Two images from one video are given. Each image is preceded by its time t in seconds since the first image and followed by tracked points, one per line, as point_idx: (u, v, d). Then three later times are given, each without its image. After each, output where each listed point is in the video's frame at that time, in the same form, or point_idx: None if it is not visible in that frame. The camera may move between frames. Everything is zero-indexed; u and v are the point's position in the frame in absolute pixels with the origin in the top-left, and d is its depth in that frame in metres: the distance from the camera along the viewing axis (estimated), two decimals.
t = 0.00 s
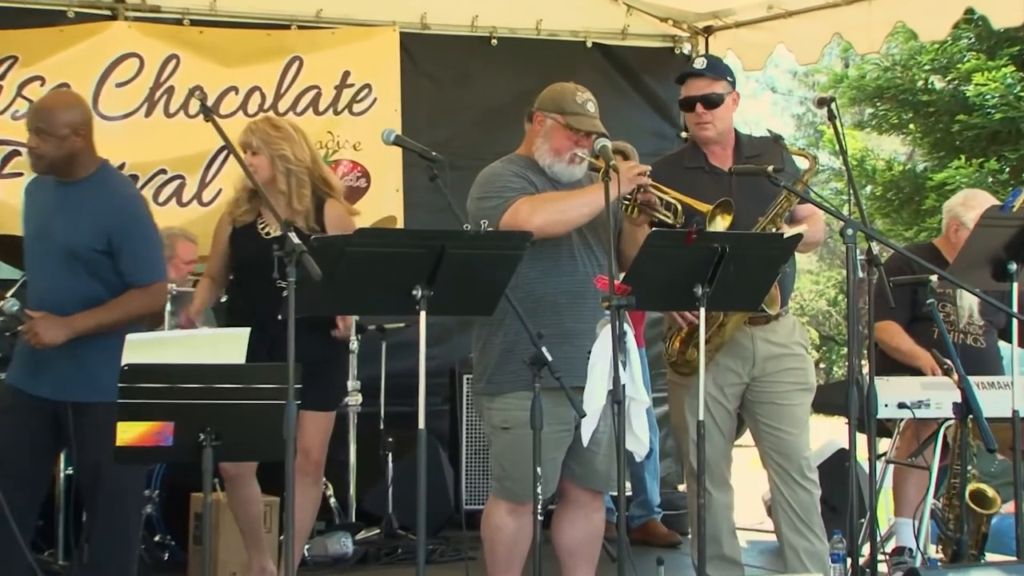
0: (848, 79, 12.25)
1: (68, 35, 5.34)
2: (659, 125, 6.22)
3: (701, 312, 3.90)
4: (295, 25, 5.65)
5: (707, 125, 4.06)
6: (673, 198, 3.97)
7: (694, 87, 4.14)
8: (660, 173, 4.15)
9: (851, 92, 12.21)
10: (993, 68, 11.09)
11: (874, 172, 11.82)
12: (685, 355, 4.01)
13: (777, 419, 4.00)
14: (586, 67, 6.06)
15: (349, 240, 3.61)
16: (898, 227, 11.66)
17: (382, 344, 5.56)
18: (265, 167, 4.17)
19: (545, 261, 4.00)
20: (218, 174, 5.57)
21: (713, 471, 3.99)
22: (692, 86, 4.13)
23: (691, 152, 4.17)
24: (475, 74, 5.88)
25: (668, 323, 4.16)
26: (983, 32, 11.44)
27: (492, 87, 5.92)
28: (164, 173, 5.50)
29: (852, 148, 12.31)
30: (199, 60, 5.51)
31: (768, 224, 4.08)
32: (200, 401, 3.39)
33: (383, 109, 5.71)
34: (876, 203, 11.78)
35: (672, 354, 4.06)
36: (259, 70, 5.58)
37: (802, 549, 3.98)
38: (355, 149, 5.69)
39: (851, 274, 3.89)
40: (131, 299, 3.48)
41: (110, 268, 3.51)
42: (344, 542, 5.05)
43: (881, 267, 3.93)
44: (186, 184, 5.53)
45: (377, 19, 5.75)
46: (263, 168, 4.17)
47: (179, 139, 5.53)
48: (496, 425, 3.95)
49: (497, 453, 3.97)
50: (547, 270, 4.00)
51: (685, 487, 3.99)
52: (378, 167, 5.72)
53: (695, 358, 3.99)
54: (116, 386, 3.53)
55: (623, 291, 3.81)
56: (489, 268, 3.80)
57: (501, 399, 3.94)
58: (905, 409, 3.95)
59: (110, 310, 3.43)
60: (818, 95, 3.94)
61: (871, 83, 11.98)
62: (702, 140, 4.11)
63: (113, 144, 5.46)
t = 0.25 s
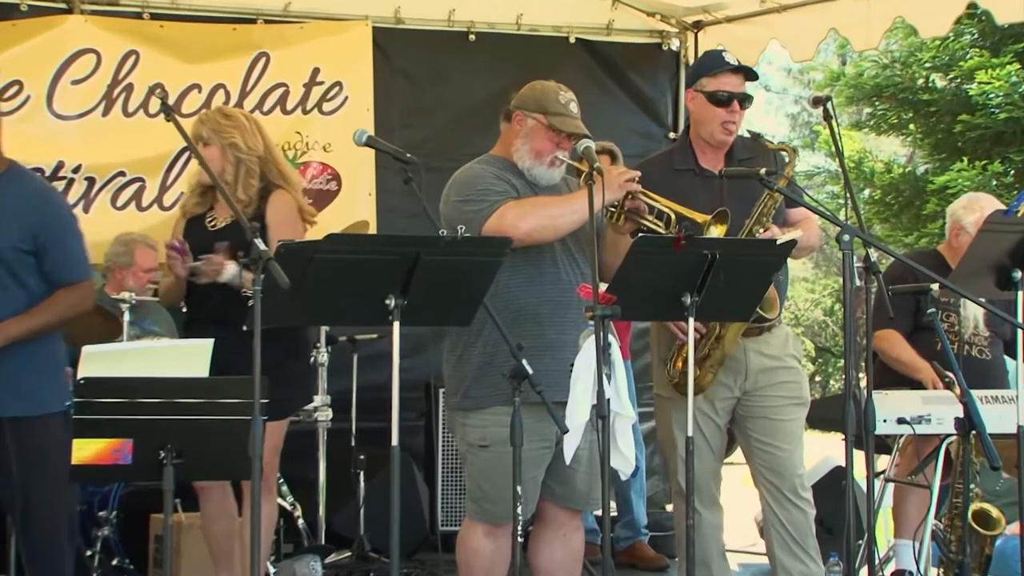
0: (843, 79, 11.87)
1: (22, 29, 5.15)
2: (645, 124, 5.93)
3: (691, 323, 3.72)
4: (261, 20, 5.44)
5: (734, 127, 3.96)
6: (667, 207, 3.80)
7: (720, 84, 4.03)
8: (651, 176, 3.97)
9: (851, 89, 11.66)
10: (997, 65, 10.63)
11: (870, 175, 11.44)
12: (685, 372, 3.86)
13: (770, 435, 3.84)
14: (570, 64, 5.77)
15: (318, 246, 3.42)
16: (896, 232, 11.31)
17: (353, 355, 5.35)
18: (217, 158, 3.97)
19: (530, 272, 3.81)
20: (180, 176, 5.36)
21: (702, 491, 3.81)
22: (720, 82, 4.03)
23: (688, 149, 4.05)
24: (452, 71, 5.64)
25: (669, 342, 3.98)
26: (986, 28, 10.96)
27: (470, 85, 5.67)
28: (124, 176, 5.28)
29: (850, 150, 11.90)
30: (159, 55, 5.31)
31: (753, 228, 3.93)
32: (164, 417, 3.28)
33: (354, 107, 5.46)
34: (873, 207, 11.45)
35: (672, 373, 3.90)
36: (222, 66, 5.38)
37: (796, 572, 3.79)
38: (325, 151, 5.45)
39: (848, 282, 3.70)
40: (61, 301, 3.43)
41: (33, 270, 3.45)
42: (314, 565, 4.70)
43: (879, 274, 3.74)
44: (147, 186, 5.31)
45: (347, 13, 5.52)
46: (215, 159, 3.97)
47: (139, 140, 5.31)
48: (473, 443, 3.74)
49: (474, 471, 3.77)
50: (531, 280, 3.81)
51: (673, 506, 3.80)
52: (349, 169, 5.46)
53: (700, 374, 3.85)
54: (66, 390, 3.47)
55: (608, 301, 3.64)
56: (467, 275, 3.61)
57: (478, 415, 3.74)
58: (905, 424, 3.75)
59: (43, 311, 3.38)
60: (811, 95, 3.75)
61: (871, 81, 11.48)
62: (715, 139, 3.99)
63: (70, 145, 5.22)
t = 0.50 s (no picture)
0: (839, 78, 11.61)
1: None
2: (632, 125, 5.75)
3: (680, 331, 3.62)
4: (231, 15, 5.27)
5: (738, 130, 3.86)
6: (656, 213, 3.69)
7: (727, 85, 3.92)
8: (646, 178, 3.87)
9: (847, 88, 11.38)
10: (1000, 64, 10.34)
11: (867, 177, 11.20)
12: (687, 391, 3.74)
13: (764, 450, 3.75)
14: (554, 62, 5.61)
15: (294, 250, 3.31)
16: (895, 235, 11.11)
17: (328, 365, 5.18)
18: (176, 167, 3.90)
19: (516, 280, 3.68)
20: (147, 179, 5.19)
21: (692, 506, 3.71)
22: (728, 82, 3.93)
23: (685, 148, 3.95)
24: (432, 69, 5.46)
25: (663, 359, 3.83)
26: (987, 24, 10.67)
27: (450, 84, 5.49)
28: (88, 178, 5.10)
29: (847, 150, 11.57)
30: (126, 52, 5.13)
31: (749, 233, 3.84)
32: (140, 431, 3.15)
33: (329, 106, 5.30)
34: (869, 210, 11.25)
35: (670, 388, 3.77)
36: (191, 63, 5.21)
37: None
38: (299, 152, 5.31)
39: (846, 289, 3.55)
40: None
41: None
42: None
43: (877, 280, 3.58)
44: (112, 189, 5.15)
45: (322, 9, 5.35)
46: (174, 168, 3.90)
47: (105, 140, 5.15)
48: (452, 458, 3.61)
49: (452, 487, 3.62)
50: (514, 288, 3.67)
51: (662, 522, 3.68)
52: (325, 172, 5.31)
53: (702, 391, 3.73)
54: None
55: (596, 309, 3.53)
56: (449, 283, 3.51)
57: (457, 429, 3.60)
58: (905, 437, 3.61)
59: None
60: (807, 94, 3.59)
61: (868, 80, 11.18)
62: (715, 140, 3.89)
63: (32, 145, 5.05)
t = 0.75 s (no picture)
0: (831, 75, 11.38)
1: None
2: (612, 123, 5.48)
3: (664, 343, 3.45)
4: (190, 8, 5.04)
5: (740, 142, 3.79)
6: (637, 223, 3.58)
7: (736, 91, 3.82)
8: (642, 176, 3.84)
9: (841, 86, 11.18)
10: (1000, 60, 10.25)
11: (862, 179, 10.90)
12: (679, 415, 3.67)
13: (751, 469, 3.66)
14: (530, 59, 5.35)
15: (256, 255, 3.19)
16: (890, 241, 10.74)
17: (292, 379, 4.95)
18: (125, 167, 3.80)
19: (490, 291, 3.52)
20: (98, 182, 4.97)
21: (679, 529, 3.61)
22: (737, 89, 3.82)
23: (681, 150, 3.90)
24: (402, 65, 5.20)
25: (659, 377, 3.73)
26: (988, 19, 10.57)
27: (419, 82, 5.22)
28: (37, 180, 4.88)
29: (839, 151, 11.35)
30: (78, 48, 4.90)
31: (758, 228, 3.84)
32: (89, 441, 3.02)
33: (293, 105, 5.08)
34: (865, 212, 10.87)
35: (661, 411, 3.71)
36: (146, 59, 4.98)
37: None
38: (260, 153, 5.08)
39: (839, 299, 3.35)
40: None
41: None
42: None
43: (872, 289, 3.37)
44: (62, 192, 4.92)
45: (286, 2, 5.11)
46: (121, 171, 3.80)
47: (54, 141, 4.92)
48: (419, 478, 3.45)
49: (420, 508, 3.45)
50: (487, 299, 3.51)
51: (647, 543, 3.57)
52: (290, 178, 5.08)
53: (691, 416, 3.65)
54: None
55: (574, 319, 3.36)
56: (420, 290, 3.37)
57: (424, 447, 3.45)
58: (900, 455, 3.47)
59: None
60: (797, 92, 3.40)
61: (864, 77, 11.01)
62: (716, 148, 3.83)
63: None
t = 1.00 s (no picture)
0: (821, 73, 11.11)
1: None
2: (596, 123, 5.31)
3: (649, 352, 3.30)
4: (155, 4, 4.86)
5: (742, 149, 3.71)
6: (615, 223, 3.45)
7: (740, 95, 3.71)
8: (634, 177, 3.74)
9: (835, 86, 10.87)
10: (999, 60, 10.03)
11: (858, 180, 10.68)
12: (673, 433, 3.62)
13: (744, 485, 3.59)
14: (509, 56, 5.17)
15: (224, 262, 3.06)
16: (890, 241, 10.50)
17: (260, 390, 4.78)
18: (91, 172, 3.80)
19: (465, 298, 3.40)
20: (58, 185, 4.78)
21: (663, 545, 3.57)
22: (741, 93, 3.71)
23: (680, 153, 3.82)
24: (376, 62, 5.04)
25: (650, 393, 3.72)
26: (986, 16, 10.36)
27: (393, 80, 5.06)
28: None
29: (832, 152, 10.96)
30: (36, 44, 4.73)
31: (763, 235, 3.79)
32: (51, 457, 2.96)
33: (261, 104, 4.90)
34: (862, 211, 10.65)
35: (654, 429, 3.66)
36: (108, 57, 4.80)
37: None
38: (227, 154, 4.90)
39: (831, 307, 3.22)
40: None
41: None
42: None
43: (865, 297, 3.24)
44: (20, 195, 4.74)
45: None
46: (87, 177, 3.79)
47: (12, 142, 4.74)
48: (390, 494, 3.34)
49: (392, 522, 3.35)
50: (461, 306, 3.39)
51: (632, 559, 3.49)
52: (260, 178, 4.91)
53: (687, 434, 3.60)
54: None
55: (557, 327, 3.22)
56: (394, 299, 3.25)
57: (396, 461, 3.34)
58: (897, 469, 3.40)
59: None
60: (789, 93, 3.27)
61: (860, 77, 10.69)
62: (717, 153, 3.76)
63: None
